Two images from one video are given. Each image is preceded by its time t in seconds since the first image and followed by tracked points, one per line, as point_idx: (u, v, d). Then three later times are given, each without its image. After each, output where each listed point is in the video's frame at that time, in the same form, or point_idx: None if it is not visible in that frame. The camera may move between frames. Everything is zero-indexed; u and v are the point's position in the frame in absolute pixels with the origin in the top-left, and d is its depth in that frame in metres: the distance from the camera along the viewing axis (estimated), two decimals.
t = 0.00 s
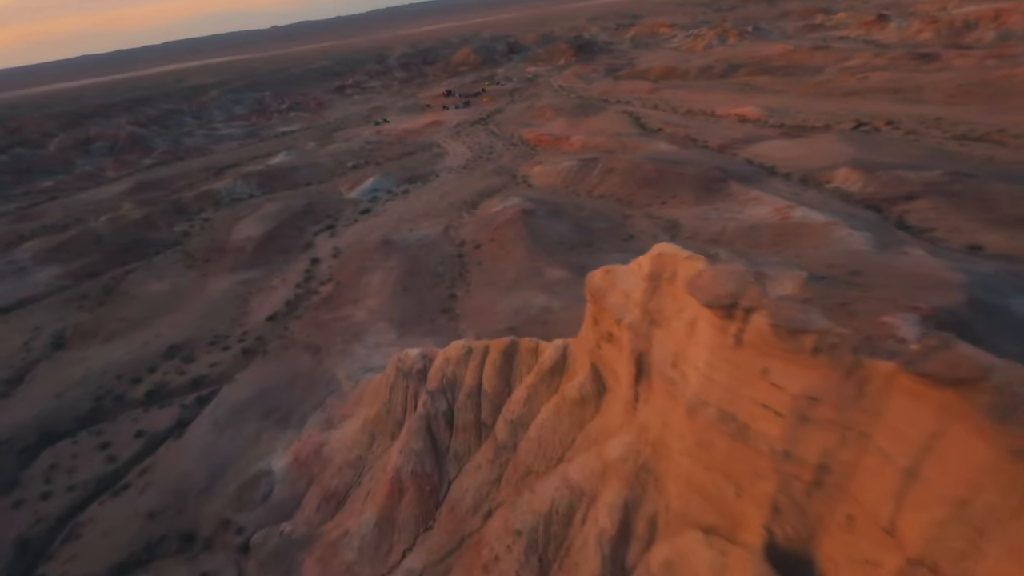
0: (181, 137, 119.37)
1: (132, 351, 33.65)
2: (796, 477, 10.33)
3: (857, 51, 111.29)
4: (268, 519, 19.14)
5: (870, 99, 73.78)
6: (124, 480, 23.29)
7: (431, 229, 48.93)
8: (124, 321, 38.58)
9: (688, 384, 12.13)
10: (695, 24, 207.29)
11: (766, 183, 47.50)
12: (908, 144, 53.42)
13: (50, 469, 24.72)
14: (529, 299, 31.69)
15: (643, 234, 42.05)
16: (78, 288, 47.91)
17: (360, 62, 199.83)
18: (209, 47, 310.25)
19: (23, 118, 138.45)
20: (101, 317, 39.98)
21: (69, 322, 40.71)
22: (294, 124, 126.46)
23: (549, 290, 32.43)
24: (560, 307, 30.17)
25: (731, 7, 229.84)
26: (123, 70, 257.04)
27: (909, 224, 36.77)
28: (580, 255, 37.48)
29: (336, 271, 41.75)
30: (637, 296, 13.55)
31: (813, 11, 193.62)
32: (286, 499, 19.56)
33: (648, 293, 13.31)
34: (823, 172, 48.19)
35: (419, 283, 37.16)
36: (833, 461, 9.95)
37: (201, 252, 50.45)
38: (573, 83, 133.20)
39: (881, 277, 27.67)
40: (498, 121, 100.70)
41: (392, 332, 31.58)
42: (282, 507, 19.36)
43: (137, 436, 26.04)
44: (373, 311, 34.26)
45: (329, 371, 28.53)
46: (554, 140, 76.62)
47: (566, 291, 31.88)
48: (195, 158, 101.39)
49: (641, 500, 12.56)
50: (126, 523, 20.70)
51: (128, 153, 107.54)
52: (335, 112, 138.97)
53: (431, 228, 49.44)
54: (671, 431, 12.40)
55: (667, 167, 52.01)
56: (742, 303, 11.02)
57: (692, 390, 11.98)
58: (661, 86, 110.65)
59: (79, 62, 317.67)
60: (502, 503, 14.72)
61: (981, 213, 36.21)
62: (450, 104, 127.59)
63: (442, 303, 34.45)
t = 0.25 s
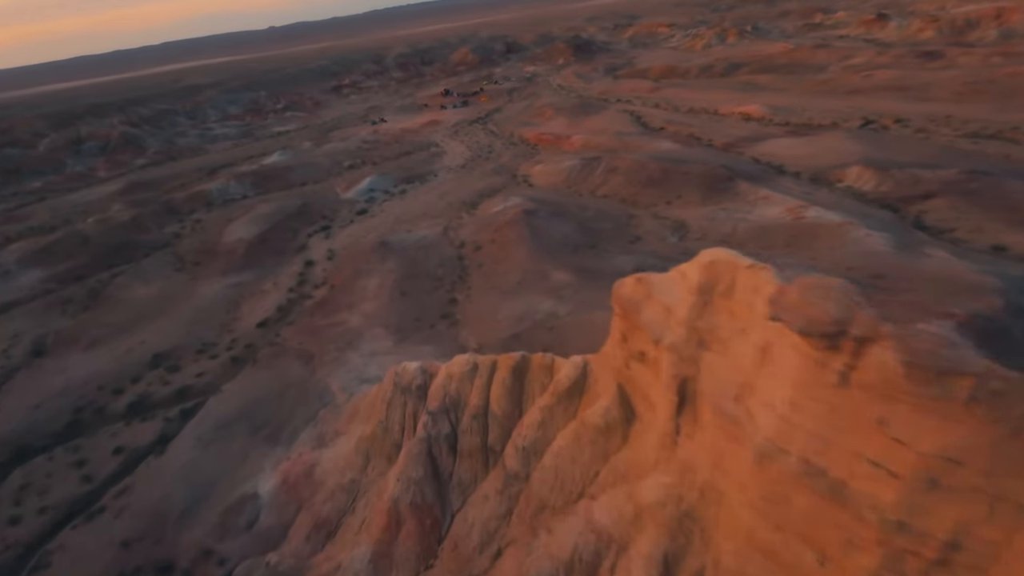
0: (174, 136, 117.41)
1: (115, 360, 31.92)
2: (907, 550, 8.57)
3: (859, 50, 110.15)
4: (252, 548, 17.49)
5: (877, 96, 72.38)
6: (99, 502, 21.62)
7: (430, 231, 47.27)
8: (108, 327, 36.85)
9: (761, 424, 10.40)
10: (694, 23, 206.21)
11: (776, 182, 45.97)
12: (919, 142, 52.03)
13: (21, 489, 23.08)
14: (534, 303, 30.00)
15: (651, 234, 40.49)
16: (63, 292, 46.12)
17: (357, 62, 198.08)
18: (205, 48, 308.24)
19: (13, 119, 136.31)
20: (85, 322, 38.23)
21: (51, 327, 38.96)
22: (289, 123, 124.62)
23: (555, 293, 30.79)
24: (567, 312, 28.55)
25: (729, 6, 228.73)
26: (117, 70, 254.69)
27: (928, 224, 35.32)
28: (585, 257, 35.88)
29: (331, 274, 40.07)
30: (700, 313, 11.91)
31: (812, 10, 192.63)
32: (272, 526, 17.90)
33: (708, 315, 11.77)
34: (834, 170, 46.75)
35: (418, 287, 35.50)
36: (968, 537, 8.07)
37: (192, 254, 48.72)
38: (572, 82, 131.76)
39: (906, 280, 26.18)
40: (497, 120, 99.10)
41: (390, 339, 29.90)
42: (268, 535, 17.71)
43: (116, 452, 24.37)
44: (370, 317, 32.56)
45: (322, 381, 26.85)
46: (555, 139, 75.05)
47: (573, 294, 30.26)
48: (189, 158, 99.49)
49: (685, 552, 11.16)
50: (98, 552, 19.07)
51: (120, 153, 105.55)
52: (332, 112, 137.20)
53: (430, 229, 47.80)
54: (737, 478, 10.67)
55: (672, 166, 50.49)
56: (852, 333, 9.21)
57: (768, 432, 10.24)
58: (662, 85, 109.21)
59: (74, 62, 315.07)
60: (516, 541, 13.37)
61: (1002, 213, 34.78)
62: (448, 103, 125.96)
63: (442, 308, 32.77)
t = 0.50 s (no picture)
0: (167, 136, 115.39)
1: (95, 369, 30.20)
2: None
3: (862, 48, 108.92)
4: None
5: (883, 94, 71.02)
6: (70, 528, 19.94)
7: (428, 232, 45.64)
8: (90, 333, 35.10)
9: (879, 490, 8.40)
10: (692, 23, 205.12)
11: (786, 181, 44.50)
12: (931, 140, 50.63)
13: None
14: (539, 308, 28.36)
15: (658, 235, 38.91)
16: (46, 296, 44.30)
17: (354, 61, 196.34)
18: (200, 48, 306.17)
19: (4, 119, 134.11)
20: (66, 328, 36.45)
21: (31, 334, 37.17)
22: (284, 123, 122.74)
23: (561, 297, 29.14)
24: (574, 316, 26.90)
25: (728, 6, 227.59)
26: (112, 71, 252.41)
27: (948, 224, 33.91)
28: (591, 258, 34.30)
29: (325, 277, 38.39)
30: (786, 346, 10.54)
31: (811, 9, 191.65)
32: (254, 559, 16.24)
33: (830, 354, 9.95)
34: (846, 168, 45.27)
35: (416, 291, 33.84)
36: None
37: (181, 256, 46.95)
38: (572, 81, 130.29)
39: (935, 285, 24.68)
40: (495, 119, 97.48)
41: (386, 347, 28.20)
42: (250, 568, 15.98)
43: (91, 470, 22.64)
44: (365, 323, 30.88)
45: (314, 392, 25.13)
46: (556, 138, 73.53)
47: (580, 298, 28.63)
48: (181, 158, 97.55)
49: None
50: None
51: (112, 153, 103.65)
52: (328, 112, 135.42)
53: (428, 230, 46.16)
54: (829, 551, 8.71)
55: (678, 165, 48.95)
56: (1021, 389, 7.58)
57: (889, 502, 8.23)
58: (663, 84, 107.74)
59: (67, 62, 312.48)
60: None
61: None
62: (446, 102, 124.32)
63: (442, 313, 31.12)
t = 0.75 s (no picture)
0: (161, 136, 113.56)
1: (73, 379, 28.60)
2: None
3: (865, 47, 107.62)
4: None
5: (891, 92, 69.57)
6: (32, 559, 18.77)
7: (426, 233, 44.00)
8: (70, 341, 33.45)
9: None
10: (692, 23, 204.02)
11: (797, 180, 42.99)
12: (945, 139, 49.17)
13: None
14: (544, 313, 26.70)
15: (666, 235, 37.32)
16: (28, 300, 42.59)
17: (351, 62, 194.65)
18: (196, 49, 304.50)
19: None
20: (45, 334, 34.78)
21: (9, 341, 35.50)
22: (280, 123, 120.94)
23: (567, 302, 27.50)
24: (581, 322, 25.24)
25: (728, 6, 226.53)
26: (107, 72, 250.41)
27: (970, 225, 32.46)
28: (597, 260, 32.72)
29: (319, 281, 36.71)
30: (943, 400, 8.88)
31: (811, 9, 190.52)
32: None
33: (949, 392, 8.92)
34: (859, 167, 43.78)
35: (413, 296, 32.16)
36: None
37: (169, 259, 45.23)
38: (571, 81, 128.80)
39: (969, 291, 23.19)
40: (495, 119, 95.90)
41: (382, 355, 26.50)
42: None
43: (59, 493, 21.27)
44: (360, 329, 29.17)
45: (303, 407, 23.40)
46: (557, 137, 71.94)
47: (587, 302, 26.97)
48: (174, 158, 95.76)
49: None
50: None
51: (104, 153, 101.79)
52: (324, 112, 133.64)
53: (426, 231, 44.52)
54: None
55: (685, 164, 47.41)
56: None
57: None
58: (664, 83, 106.28)
59: (62, 63, 310.40)
60: None
61: None
62: (444, 102, 122.66)
63: (441, 319, 29.44)
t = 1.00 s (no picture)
0: (154, 136, 111.66)
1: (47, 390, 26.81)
2: None
3: (869, 46, 106.39)
4: None
5: (899, 91, 68.06)
6: None
7: (424, 235, 42.28)
8: (47, 349, 31.66)
9: None
10: (692, 24, 202.93)
11: (809, 180, 41.39)
12: (959, 137, 47.72)
13: None
14: (550, 320, 24.98)
15: (675, 237, 35.72)
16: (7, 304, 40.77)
17: (349, 62, 193.06)
18: (193, 50, 302.65)
19: None
20: (22, 342, 32.97)
21: None
22: (276, 123, 119.18)
23: (574, 308, 25.79)
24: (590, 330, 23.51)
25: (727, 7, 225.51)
26: (102, 72, 248.41)
27: (996, 227, 30.89)
28: (604, 263, 31.05)
29: (311, 285, 34.95)
30: None
31: (811, 10, 189.29)
32: None
33: None
34: (873, 167, 42.27)
35: (410, 301, 30.42)
36: None
37: (156, 261, 43.47)
38: (571, 81, 127.35)
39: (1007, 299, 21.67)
40: (494, 119, 94.32)
41: (377, 366, 24.74)
42: None
43: (23, 518, 19.55)
44: (353, 337, 27.43)
45: (290, 423, 21.66)
46: (557, 137, 70.33)
47: (595, 309, 25.28)
48: (167, 158, 93.90)
49: None
50: None
51: (95, 153, 99.84)
52: (321, 112, 131.92)
53: (424, 233, 42.79)
54: None
55: (691, 163, 45.85)
56: None
57: None
58: (666, 83, 104.83)
59: (58, 63, 308.11)
60: None
61: None
62: (443, 102, 121.09)
63: (439, 326, 27.72)
